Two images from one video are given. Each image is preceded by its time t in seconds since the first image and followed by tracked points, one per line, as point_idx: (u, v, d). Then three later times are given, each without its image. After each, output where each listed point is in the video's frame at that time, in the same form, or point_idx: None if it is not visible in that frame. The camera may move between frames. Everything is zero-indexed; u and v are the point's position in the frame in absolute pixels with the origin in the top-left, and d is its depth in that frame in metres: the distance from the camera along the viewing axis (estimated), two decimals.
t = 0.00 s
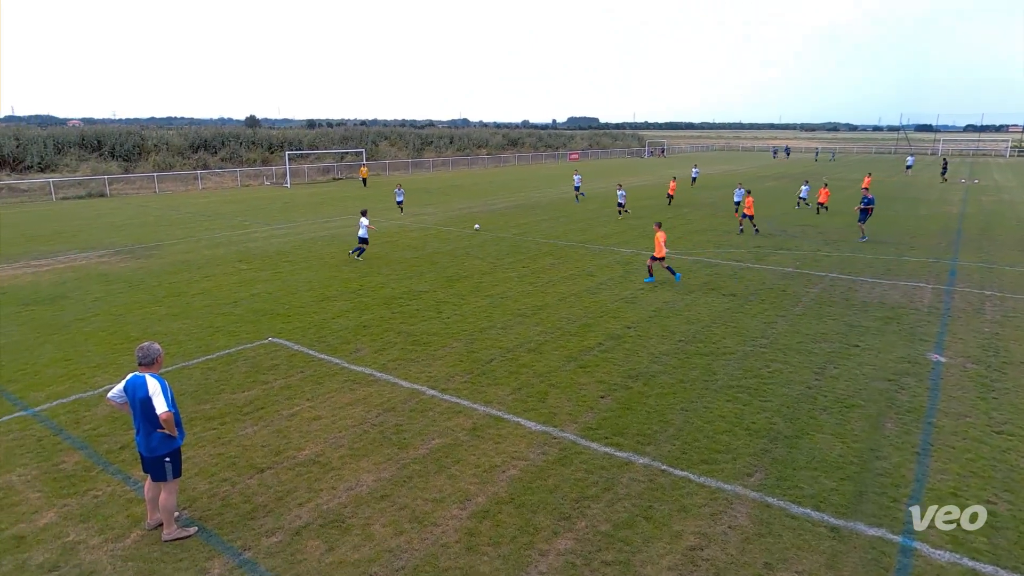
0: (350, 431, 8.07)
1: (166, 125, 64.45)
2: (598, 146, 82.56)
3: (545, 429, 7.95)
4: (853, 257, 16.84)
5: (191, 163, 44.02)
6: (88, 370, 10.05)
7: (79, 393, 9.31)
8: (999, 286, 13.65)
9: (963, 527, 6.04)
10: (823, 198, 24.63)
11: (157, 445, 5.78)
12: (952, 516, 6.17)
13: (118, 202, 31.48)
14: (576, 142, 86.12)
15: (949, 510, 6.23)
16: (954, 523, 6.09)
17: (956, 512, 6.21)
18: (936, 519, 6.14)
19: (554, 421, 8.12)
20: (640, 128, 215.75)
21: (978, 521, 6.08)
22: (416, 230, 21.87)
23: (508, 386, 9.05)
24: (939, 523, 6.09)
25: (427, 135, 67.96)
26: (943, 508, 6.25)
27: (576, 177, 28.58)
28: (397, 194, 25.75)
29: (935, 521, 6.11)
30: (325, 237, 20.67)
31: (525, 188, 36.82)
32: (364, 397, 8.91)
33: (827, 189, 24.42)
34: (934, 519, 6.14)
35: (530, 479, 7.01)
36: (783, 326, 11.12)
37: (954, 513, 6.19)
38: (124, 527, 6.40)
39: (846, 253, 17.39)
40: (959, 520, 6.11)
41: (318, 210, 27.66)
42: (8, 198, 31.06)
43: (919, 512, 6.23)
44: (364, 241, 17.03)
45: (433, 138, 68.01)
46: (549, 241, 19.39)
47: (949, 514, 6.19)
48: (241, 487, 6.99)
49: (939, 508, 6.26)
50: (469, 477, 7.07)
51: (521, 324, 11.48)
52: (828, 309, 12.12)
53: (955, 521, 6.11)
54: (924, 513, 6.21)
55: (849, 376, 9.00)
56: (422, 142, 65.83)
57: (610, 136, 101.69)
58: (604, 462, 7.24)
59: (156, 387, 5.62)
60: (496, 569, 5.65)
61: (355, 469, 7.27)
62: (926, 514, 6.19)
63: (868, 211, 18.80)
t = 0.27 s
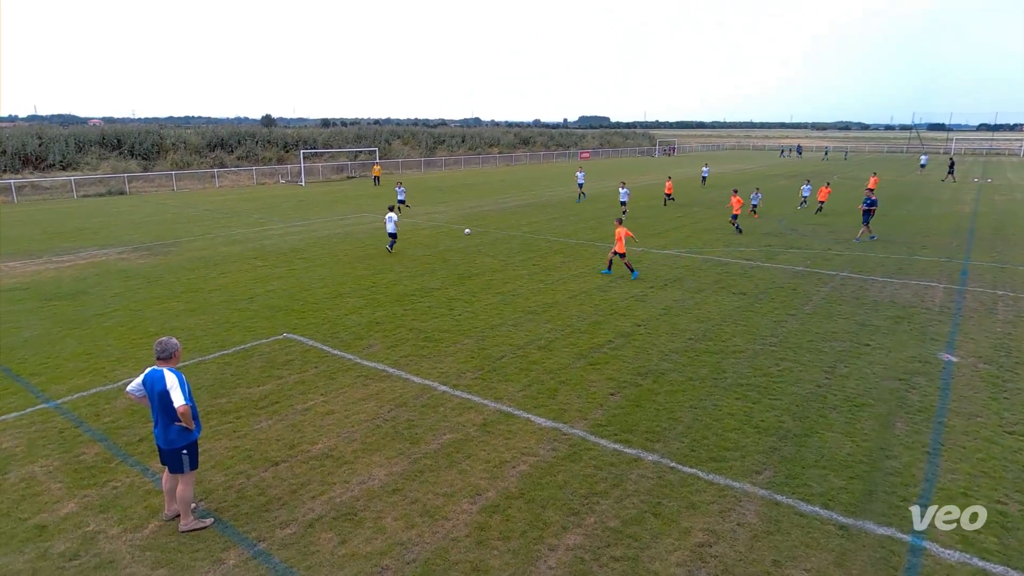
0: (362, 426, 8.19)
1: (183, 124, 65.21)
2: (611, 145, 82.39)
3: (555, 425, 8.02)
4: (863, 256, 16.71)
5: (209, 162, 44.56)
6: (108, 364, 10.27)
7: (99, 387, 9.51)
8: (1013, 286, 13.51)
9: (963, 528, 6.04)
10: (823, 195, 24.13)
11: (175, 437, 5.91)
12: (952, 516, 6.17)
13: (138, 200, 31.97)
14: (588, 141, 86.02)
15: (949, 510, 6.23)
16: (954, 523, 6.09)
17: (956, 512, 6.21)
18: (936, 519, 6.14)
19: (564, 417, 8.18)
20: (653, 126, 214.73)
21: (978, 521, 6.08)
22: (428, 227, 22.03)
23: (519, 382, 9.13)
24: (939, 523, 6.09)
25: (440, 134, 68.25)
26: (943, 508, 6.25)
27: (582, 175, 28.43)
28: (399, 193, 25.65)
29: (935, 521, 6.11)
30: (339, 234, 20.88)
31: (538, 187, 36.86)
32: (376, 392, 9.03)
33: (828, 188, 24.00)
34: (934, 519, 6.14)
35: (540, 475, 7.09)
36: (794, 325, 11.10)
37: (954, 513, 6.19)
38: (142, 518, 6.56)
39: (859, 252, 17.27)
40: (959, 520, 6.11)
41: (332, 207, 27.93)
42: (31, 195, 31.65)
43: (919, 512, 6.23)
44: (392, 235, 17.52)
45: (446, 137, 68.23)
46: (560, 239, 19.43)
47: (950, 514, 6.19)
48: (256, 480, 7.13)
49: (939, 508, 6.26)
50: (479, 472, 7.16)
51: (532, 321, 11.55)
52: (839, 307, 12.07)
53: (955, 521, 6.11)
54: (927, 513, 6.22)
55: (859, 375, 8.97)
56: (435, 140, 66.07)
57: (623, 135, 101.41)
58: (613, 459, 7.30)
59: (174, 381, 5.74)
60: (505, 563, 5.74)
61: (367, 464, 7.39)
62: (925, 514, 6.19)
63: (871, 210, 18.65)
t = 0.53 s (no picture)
0: (371, 422, 8.28)
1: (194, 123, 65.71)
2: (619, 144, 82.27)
3: (561, 422, 8.08)
4: (870, 255, 16.64)
5: (220, 160, 44.91)
6: (121, 360, 10.42)
7: (113, 382, 9.66)
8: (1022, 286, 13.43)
9: (963, 528, 6.03)
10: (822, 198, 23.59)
11: (185, 432, 6.01)
12: (952, 516, 6.16)
13: (150, 198, 32.28)
14: (596, 140, 85.95)
15: (949, 511, 6.22)
16: (954, 523, 6.09)
17: (956, 512, 6.20)
18: (936, 519, 6.13)
19: (570, 414, 8.23)
20: (662, 125, 214.00)
21: (978, 521, 6.08)
22: (436, 226, 22.12)
23: (525, 380, 9.19)
24: (939, 523, 6.08)
25: (449, 133, 68.41)
26: (943, 509, 6.24)
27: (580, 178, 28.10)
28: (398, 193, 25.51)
29: (935, 521, 6.10)
30: (348, 232, 21.02)
31: (545, 186, 36.90)
32: (384, 389, 9.12)
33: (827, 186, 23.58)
34: (933, 519, 6.13)
35: (546, 471, 7.15)
36: (800, 324, 11.09)
37: (954, 513, 6.18)
38: (155, 511, 6.68)
39: (866, 251, 17.20)
40: (959, 520, 6.11)
41: (341, 206, 28.08)
42: (46, 194, 32.03)
43: (919, 512, 6.23)
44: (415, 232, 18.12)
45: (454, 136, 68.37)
46: (567, 237, 19.47)
47: (949, 514, 6.18)
48: (267, 474, 7.24)
49: (939, 508, 6.25)
50: (486, 468, 7.23)
51: (539, 319, 11.61)
52: (846, 306, 12.04)
53: (955, 521, 6.10)
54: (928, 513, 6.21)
55: (865, 374, 8.97)
56: (443, 139, 66.22)
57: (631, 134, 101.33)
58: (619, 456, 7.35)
59: (185, 377, 5.84)
60: (511, 558, 5.81)
61: (375, 459, 7.48)
62: (925, 514, 6.19)
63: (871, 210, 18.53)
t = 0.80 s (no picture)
0: (373, 419, 8.34)
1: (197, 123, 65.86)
2: (621, 143, 82.23)
3: (562, 419, 8.13)
4: (869, 254, 16.67)
5: (223, 160, 44.99)
6: (126, 357, 10.50)
7: (117, 380, 9.73)
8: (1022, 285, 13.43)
9: (963, 528, 6.04)
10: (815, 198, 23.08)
11: (189, 429, 6.07)
12: (952, 516, 6.17)
13: (153, 197, 32.38)
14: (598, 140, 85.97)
15: (949, 510, 6.23)
16: (954, 523, 6.10)
17: (956, 512, 6.20)
18: (936, 519, 6.14)
19: (571, 412, 8.28)
20: (664, 124, 213.82)
21: (978, 521, 6.09)
22: (437, 225, 22.19)
23: (526, 378, 9.24)
24: (939, 523, 6.09)
25: (451, 133, 68.46)
26: (943, 508, 6.25)
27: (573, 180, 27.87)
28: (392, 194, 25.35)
29: (935, 521, 6.11)
30: (350, 231, 21.10)
31: (547, 185, 36.93)
32: (386, 386, 9.17)
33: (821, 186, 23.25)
34: (933, 520, 6.14)
35: (547, 469, 7.19)
36: (800, 322, 11.12)
37: (954, 513, 6.19)
38: (159, 508, 6.74)
39: (867, 250, 17.21)
40: (959, 520, 6.12)
41: (343, 204, 28.14)
42: (51, 193, 32.13)
43: (919, 512, 6.24)
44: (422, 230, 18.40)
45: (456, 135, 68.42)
46: (568, 236, 19.51)
47: (949, 514, 6.19)
48: (270, 471, 7.30)
49: (939, 508, 6.26)
50: (487, 465, 7.28)
51: (540, 317, 11.65)
52: (846, 305, 12.06)
53: (954, 521, 6.11)
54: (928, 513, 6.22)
55: (864, 372, 9.00)
56: (445, 139, 66.28)
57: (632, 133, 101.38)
58: (619, 453, 7.39)
59: (188, 375, 5.89)
60: (512, 555, 5.85)
61: (377, 456, 7.53)
62: (925, 515, 6.20)
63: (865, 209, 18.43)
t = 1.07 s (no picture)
0: (369, 418, 8.35)
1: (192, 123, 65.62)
2: (616, 143, 82.28)
3: (558, 418, 8.16)
4: (862, 253, 16.77)
5: (218, 159, 44.84)
6: (121, 357, 10.48)
7: (112, 380, 9.71)
8: (1013, 283, 13.54)
9: (963, 528, 6.04)
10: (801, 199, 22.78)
11: (184, 429, 6.08)
12: (952, 516, 6.16)
13: (148, 197, 32.27)
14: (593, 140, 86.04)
15: (949, 510, 6.22)
16: (955, 523, 6.09)
17: (956, 512, 6.20)
18: (935, 519, 6.14)
19: (566, 411, 8.32)
20: (660, 124, 214.15)
21: (978, 521, 6.08)
22: (433, 224, 22.19)
23: (522, 376, 9.27)
24: (939, 523, 6.09)
25: (446, 133, 68.39)
26: (943, 508, 6.25)
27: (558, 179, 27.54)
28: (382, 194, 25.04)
29: (935, 521, 6.10)
30: (345, 230, 21.08)
31: (542, 184, 36.95)
32: (382, 386, 9.19)
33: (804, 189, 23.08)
34: (933, 520, 6.14)
35: (542, 467, 7.22)
36: (794, 320, 11.18)
37: (954, 513, 6.19)
38: (155, 508, 6.74)
39: (860, 249, 17.30)
40: (959, 520, 6.11)
41: (339, 204, 28.11)
42: (45, 193, 31.96)
43: (912, 509, 6.29)
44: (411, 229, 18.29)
45: (451, 135, 68.35)
46: (563, 236, 19.55)
47: (949, 514, 6.19)
48: (266, 471, 7.31)
49: (939, 508, 6.25)
50: (483, 464, 7.30)
51: (535, 317, 11.68)
52: (840, 304, 12.13)
53: (954, 521, 6.11)
54: (926, 513, 6.22)
55: (857, 370, 9.06)
56: (440, 138, 66.21)
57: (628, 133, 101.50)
58: (614, 452, 7.43)
59: (183, 375, 5.90)
60: (509, 553, 5.88)
61: (373, 456, 7.54)
62: (925, 515, 6.19)
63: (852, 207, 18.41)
